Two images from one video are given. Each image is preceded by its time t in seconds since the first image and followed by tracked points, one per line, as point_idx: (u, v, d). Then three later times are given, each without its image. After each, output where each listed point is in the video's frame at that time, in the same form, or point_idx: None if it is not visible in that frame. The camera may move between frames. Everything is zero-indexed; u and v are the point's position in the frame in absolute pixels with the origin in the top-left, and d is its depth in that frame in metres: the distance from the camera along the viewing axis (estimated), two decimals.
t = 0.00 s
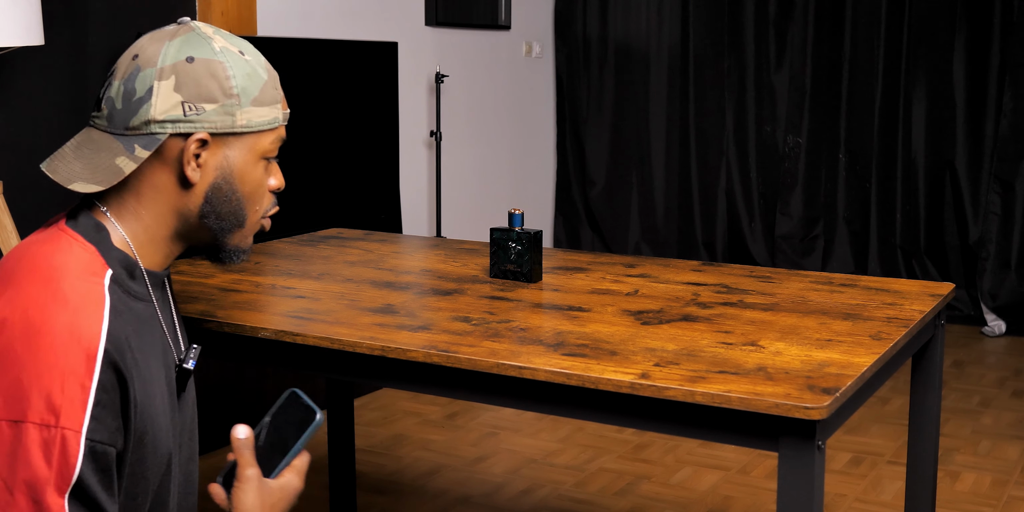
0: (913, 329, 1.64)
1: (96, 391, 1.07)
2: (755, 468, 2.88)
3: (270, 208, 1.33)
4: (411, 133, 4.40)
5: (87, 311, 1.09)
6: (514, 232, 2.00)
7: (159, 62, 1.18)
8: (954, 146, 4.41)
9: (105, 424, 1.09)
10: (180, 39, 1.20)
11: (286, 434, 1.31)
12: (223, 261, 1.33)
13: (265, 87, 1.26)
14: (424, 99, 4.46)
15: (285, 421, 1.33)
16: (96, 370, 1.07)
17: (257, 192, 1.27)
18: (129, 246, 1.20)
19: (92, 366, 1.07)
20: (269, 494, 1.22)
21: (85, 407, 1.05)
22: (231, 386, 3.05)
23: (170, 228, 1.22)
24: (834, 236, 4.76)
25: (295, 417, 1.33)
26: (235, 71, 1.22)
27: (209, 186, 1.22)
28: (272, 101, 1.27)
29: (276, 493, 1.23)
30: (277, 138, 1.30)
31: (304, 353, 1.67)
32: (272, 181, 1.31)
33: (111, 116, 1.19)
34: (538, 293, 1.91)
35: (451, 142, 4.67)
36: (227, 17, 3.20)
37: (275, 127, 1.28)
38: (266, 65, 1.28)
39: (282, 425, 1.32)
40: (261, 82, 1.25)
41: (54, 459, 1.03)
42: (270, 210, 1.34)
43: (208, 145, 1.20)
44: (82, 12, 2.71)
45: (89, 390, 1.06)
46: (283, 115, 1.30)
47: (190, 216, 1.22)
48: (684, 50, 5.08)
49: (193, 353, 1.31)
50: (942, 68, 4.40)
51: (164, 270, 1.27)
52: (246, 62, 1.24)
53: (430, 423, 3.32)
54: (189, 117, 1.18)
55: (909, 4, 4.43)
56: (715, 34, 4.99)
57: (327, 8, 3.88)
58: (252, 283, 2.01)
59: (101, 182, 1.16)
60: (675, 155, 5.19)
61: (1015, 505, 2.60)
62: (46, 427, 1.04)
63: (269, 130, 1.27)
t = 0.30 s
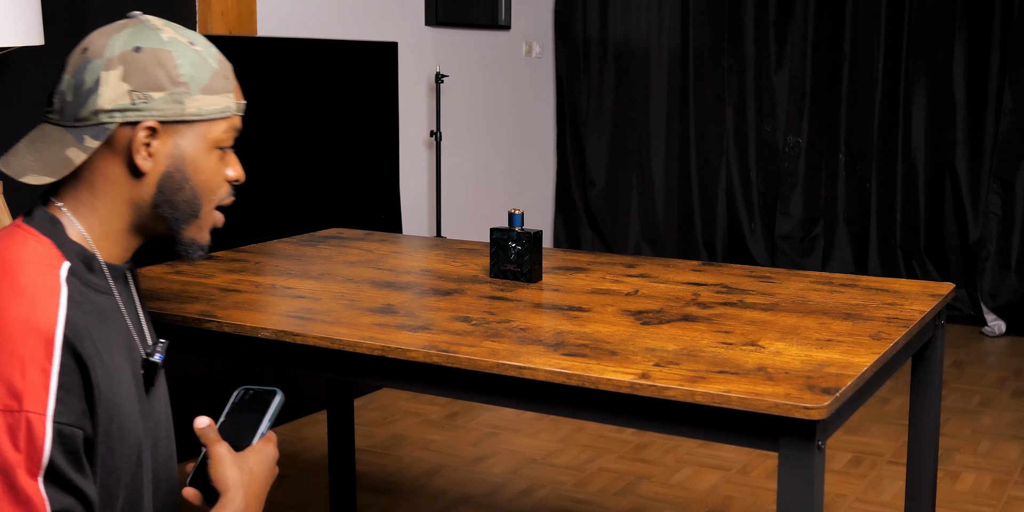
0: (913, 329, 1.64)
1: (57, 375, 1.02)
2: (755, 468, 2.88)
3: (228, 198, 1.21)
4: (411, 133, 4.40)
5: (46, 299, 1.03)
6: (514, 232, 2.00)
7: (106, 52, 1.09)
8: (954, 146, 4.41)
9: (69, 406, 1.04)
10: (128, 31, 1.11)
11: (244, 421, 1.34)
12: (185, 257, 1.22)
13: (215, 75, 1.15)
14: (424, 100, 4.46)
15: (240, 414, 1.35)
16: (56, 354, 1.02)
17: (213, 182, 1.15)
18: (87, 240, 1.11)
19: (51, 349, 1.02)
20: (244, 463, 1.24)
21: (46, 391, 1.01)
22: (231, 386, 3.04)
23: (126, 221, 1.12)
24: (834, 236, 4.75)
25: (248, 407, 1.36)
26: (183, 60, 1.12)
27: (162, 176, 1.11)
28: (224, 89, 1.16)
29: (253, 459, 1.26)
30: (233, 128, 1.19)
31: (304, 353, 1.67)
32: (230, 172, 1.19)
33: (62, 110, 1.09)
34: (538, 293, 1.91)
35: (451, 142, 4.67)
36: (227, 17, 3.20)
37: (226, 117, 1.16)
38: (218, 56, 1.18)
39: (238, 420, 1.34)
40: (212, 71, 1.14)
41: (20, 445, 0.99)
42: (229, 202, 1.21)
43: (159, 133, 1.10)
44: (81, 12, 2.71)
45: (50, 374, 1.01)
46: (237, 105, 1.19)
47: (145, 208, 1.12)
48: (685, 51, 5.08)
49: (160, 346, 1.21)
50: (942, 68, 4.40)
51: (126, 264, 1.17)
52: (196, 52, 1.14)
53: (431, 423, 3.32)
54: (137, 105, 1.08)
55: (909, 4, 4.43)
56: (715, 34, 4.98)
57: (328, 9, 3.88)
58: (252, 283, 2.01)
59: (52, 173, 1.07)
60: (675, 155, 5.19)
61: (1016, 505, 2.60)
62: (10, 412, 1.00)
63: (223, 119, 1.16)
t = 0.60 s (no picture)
0: (913, 329, 1.64)
1: None
2: (755, 468, 2.88)
3: (162, 182, 1.19)
4: (411, 134, 4.40)
5: None
6: (514, 232, 2.00)
7: (21, 43, 1.06)
8: (954, 146, 4.41)
9: (5, 394, 0.96)
10: (43, 22, 1.08)
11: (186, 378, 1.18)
12: (122, 246, 1.19)
13: (134, 60, 1.12)
14: (424, 100, 4.46)
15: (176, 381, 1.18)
16: None
17: (144, 164, 1.13)
18: (22, 233, 1.06)
19: None
20: (212, 426, 1.15)
21: None
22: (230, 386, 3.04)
23: (61, 210, 1.08)
24: (834, 236, 4.75)
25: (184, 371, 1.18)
26: (100, 46, 1.09)
27: (89, 161, 1.07)
28: (145, 72, 1.13)
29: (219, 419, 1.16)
30: (158, 111, 1.16)
31: (304, 354, 1.67)
32: (161, 156, 1.18)
33: None
34: (538, 293, 1.91)
35: (451, 142, 4.67)
36: (227, 18, 3.19)
37: (150, 99, 1.13)
38: (136, 42, 1.15)
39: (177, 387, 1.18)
40: (129, 56, 1.12)
41: None
42: (164, 185, 1.20)
43: (81, 118, 1.06)
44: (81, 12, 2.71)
45: None
46: (161, 88, 1.17)
47: (75, 194, 1.07)
48: (684, 51, 5.08)
49: (111, 335, 1.14)
50: (942, 68, 4.40)
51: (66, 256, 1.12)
52: (113, 38, 1.11)
53: (431, 424, 3.32)
54: (57, 91, 1.05)
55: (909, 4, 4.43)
56: (715, 34, 4.99)
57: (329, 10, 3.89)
58: (252, 283, 2.01)
59: None
60: (675, 155, 5.19)
61: (1016, 505, 2.60)
62: None
63: (146, 101, 1.13)
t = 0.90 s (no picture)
0: (913, 329, 1.64)
1: None
2: (755, 468, 2.88)
3: (127, 177, 1.17)
4: (411, 134, 4.40)
5: None
6: (514, 232, 2.00)
7: None
8: (954, 146, 4.41)
9: None
10: (11, 20, 1.07)
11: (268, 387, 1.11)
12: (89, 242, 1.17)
13: (102, 58, 1.11)
14: (424, 100, 4.46)
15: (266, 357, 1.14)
16: None
17: (112, 161, 1.12)
18: None
19: None
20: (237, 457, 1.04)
21: None
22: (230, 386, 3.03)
23: (32, 206, 1.06)
24: (834, 236, 4.75)
25: (279, 356, 1.14)
26: (69, 44, 1.08)
27: (60, 157, 1.06)
28: (113, 70, 1.12)
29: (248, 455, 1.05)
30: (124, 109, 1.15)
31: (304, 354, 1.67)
32: (126, 152, 1.16)
33: None
34: (538, 293, 1.91)
35: (451, 142, 4.67)
36: (228, 17, 3.20)
37: (118, 97, 1.13)
38: (102, 40, 1.14)
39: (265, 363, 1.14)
40: (98, 55, 1.11)
41: None
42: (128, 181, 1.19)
43: (52, 115, 1.05)
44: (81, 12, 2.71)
45: None
46: (127, 87, 1.16)
47: (45, 191, 1.06)
48: (685, 50, 5.08)
49: (88, 328, 1.12)
50: (942, 68, 4.40)
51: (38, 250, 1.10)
52: (81, 37, 1.11)
53: (431, 423, 3.32)
54: (28, 90, 1.03)
55: (909, 4, 4.43)
56: (715, 34, 4.98)
57: (329, 10, 3.89)
58: (252, 283, 2.01)
59: None
60: (675, 155, 5.19)
61: (1015, 505, 2.60)
62: None
63: (114, 100, 1.12)
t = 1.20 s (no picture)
0: (913, 329, 1.64)
1: None
2: (755, 468, 2.88)
3: (108, 185, 1.16)
4: (411, 134, 4.40)
5: None
6: (514, 232, 2.00)
7: None
8: (954, 146, 4.41)
9: None
10: None
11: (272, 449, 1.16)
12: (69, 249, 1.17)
13: (87, 66, 1.11)
14: (424, 100, 4.46)
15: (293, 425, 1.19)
16: None
17: (94, 169, 1.11)
18: None
19: None
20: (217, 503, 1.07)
21: None
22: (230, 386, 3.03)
23: (9, 212, 1.06)
24: (834, 236, 4.75)
25: (294, 426, 1.20)
26: (53, 51, 1.08)
27: (35, 162, 1.05)
28: (97, 80, 1.12)
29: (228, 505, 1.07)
30: (109, 119, 1.15)
31: (304, 353, 1.67)
32: (111, 161, 1.15)
33: None
34: (538, 293, 1.91)
35: (451, 142, 4.67)
36: (228, 17, 3.20)
37: (101, 106, 1.12)
38: (92, 49, 1.15)
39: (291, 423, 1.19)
40: (82, 63, 1.11)
41: None
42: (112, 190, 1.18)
43: (28, 121, 1.05)
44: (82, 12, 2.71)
45: None
46: (113, 95, 1.15)
47: (21, 197, 1.05)
48: (685, 50, 5.08)
49: (73, 329, 1.12)
50: (942, 68, 4.40)
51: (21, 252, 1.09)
52: (68, 44, 1.11)
53: (430, 423, 3.32)
54: (3, 93, 1.03)
55: (909, 4, 4.43)
56: (715, 34, 4.98)
57: (330, 10, 3.89)
58: (252, 283, 2.01)
59: None
60: (675, 155, 5.19)
61: (1015, 505, 2.60)
62: None
63: (97, 109, 1.11)
